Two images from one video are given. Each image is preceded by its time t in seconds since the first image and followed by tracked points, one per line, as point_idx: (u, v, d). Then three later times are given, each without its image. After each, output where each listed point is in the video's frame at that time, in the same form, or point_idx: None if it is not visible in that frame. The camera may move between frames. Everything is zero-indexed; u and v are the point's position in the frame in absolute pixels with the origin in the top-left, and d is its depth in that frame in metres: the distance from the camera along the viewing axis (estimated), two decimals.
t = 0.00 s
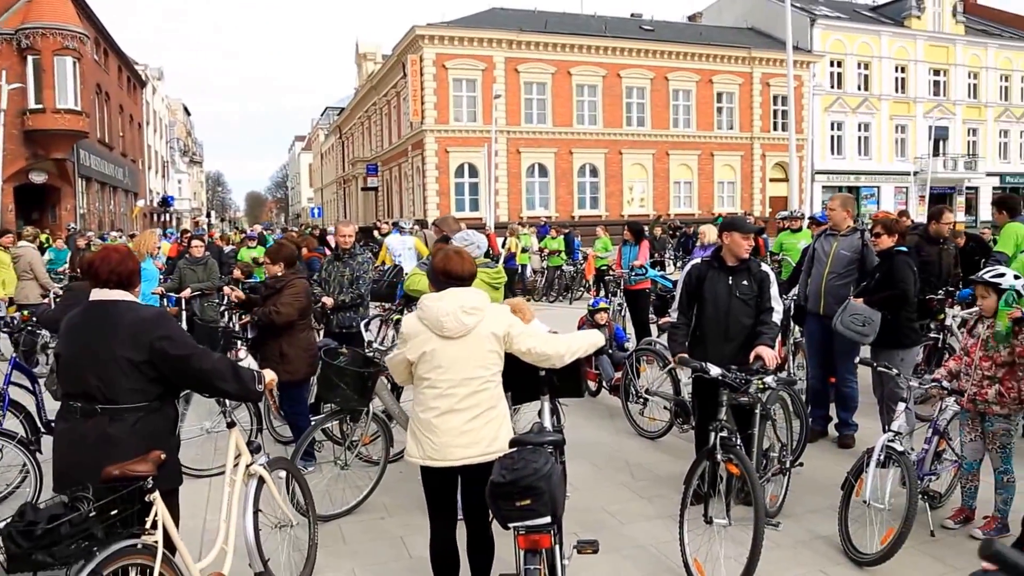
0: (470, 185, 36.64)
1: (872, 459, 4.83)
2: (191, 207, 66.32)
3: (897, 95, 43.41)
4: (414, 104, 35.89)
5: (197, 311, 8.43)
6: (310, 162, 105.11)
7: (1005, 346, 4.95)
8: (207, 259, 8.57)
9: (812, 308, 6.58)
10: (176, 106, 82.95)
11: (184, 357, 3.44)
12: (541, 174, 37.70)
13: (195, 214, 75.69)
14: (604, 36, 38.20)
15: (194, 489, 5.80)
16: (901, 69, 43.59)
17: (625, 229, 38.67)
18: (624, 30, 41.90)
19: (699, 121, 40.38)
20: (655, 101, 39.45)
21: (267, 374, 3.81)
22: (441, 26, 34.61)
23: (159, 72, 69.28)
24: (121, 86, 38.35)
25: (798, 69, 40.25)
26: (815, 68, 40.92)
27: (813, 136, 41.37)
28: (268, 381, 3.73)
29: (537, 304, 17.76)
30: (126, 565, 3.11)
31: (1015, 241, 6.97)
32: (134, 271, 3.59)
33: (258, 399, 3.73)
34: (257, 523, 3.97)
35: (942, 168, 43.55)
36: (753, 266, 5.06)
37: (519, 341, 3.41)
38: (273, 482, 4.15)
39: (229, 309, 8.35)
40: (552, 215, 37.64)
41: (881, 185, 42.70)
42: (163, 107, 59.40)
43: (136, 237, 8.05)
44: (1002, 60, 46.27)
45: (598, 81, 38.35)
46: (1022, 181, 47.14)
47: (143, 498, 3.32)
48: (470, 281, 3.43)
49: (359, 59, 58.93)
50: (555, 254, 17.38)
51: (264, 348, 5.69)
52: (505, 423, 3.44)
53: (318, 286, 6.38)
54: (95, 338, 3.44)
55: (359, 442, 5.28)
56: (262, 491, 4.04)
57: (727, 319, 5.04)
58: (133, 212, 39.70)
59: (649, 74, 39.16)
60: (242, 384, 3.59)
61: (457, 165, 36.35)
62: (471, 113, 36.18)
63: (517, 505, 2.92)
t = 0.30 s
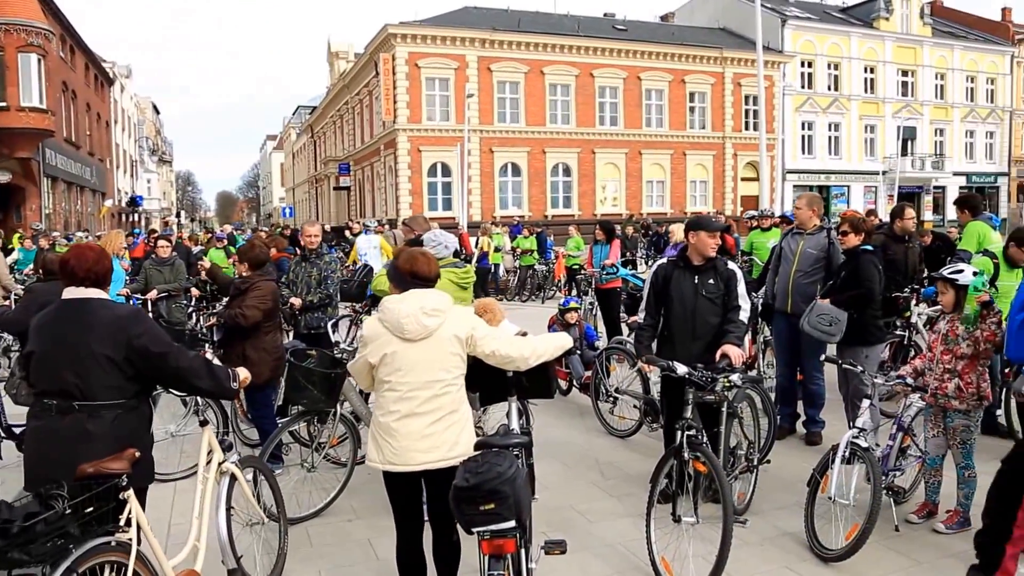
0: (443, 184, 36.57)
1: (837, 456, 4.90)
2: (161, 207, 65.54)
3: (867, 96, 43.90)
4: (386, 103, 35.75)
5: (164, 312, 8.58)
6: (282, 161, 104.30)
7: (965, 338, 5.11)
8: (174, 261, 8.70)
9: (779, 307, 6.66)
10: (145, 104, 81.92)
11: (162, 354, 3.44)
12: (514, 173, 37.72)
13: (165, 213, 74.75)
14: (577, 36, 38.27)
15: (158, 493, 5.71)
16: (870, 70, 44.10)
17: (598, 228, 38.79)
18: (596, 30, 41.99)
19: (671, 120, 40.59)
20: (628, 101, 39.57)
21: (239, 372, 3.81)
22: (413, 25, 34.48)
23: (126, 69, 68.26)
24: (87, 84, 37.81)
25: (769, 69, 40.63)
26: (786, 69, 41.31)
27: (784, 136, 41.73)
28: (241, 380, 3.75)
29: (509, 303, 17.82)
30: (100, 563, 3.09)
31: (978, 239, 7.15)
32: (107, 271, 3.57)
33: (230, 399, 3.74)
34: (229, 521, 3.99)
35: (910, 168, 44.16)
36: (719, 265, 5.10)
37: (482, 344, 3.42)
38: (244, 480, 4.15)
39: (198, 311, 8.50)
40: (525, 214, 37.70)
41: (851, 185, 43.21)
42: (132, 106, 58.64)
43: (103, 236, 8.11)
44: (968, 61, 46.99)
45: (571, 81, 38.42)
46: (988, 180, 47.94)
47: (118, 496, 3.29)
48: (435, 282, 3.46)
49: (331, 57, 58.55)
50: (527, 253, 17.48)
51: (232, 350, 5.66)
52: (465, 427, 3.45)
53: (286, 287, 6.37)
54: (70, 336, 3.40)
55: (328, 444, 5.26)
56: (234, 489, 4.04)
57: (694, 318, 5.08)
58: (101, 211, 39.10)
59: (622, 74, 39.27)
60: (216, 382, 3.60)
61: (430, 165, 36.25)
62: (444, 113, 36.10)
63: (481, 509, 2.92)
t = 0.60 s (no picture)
0: (415, 183, 36.49)
1: (801, 453, 4.96)
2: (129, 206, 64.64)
3: (837, 96, 44.40)
4: (358, 102, 35.57)
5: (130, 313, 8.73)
6: (254, 160, 103.48)
7: (928, 334, 5.21)
8: (139, 261, 8.93)
9: (746, 305, 6.75)
10: (112, 102, 80.79)
11: (129, 356, 3.41)
12: (487, 172, 37.73)
13: (134, 213, 73.70)
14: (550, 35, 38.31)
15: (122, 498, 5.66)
16: (840, 70, 44.58)
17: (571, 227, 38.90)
18: (568, 29, 42.04)
19: (644, 120, 40.77)
20: (600, 100, 39.67)
21: (207, 375, 3.79)
22: (385, 23, 34.30)
23: (93, 66, 67.24)
24: (52, 81, 37.14)
25: (739, 69, 40.98)
26: (757, 70, 41.67)
27: (756, 136, 42.07)
28: (210, 381, 3.73)
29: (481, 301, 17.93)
30: (67, 565, 3.04)
31: (942, 238, 7.25)
32: (73, 271, 3.52)
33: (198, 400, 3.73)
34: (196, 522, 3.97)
35: (879, 168, 44.76)
36: (685, 263, 5.16)
37: (440, 346, 3.42)
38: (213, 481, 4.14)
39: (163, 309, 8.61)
40: (498, 213, 37.74)
41: (821, 184, 43.76)
42: (98, 104, 57.80)
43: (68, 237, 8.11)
44: (934, 63, 47.72)
45: (544, 80, 38.46)
46: (955, 180, 48.73)
47: (84, 499, 3.28)
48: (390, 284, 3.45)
49: (302, 55, 58.13)
50: (499, 252, 17.65)
51: (196, 353, 5.62)
52: (426, 429, 3.47)
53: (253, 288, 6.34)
54: (35, 336, 3.33)
55: (295, 448, 5.22)
56: (203, 491, 4.03)
57: (660, 319, 5.11)
58: (67, 211, 38.45)
59: (594, 73, 39.36)
60: (184, 385, 3.58)
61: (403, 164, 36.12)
62: (416, 112, 36.01)
63: (443, 513, 2.93)
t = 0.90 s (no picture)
0: (388, 182, 36.36)
1: (768, 451, 5.00)
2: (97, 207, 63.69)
3: (807, 96, 44.86)
4: (329, 101, 35.33)
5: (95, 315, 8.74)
6: (224, 159, 102.48)
7: (893, 332, 5.28)
8: (105, 262, 9.01)
9: (714, 304, 6.79)
10: (78, 100, 79.51)
11: (91, 359, 3.37)
12: (460, 171, 37.68)
13: (103, 214, 72.65)
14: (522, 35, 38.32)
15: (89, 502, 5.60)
16: (809, 71, 45.04)
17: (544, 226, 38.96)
18: (540, 29, 42.04)
19: (616, 119, 40.92)
20: (573, 100, 39.77)
21: (172, 375, 3.75)
22: (356, 21, 34.11)
23: (58, 64, 66.15)
24: (16, 80, 36.48)
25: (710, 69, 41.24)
26: (727, 70, 41.97)
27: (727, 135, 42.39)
28: (176, 382, 3.70)
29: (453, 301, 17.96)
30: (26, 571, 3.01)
31: (907, 237, 7.35)
32: (33, 271, 3.45)
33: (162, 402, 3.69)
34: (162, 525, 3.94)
35: (848, 167, 45.29)
36: (652, 262, 5.19)
37: (402, 348, 3.42)
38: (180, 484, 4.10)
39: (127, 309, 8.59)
40: (471, 212, 37.72)
41: (791, 184, 44.23)
42: (64, 103, 56.89)
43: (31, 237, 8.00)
44: (901, 64, 48.40)
45: (516, 79, 38.52)
46: (922, 179, 49.45)
47: (44, 503, 3.26)
48: (350, 286, 3.45)
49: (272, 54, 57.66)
50: (471, 252, 17.71)
51: (162, 354, 5.57)
52: (390, 430, 3.48)
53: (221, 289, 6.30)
54: None
55: (264, 450, 5.19)
56: (170, 494, 3.99)
57: (627, 317, 5.14)
58: (33, 211, 37.80)
59: (566, 73, 39.44)
60: (149, 389, 3.55)
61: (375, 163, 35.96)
62: (388, 110, 35.87)
63: (405, 516, 2.93)
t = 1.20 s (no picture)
0: (360, 182, 36.19)
1: (736, 448, 5.04)
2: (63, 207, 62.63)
3: (777, 97, 45.31)
4: (300, 100, 35.07)
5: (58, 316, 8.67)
6: (194, 158, 101.36)
7: (858, 329, 5.35)
8: (67, 262, 8.96)
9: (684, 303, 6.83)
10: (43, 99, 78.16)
11: (46, 363, 3.31)
12: (432, 171, 37.59)
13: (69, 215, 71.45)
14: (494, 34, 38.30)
15: (54, 508, 5.54)
16: (780, 72, 45.50)
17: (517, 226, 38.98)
18: (511, 28, 42.01)
19: (588, 119, 41.05)
20: (545, 100, 39.86)
21: (134, 377, 3.69)
22: (326, 19, 33.91)
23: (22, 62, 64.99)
24: None
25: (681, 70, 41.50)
26: (699, 70, 42.25)
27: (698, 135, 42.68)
28: (137, 384, 3.64)
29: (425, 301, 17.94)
30: None
31: (873, 237, 7.40)
32: None
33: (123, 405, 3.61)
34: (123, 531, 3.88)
35: (818, 168, 45.79)
36: (621, 262, 5.23)
37: (364, 347, 3.41)
38: (144, 489, 4.04)
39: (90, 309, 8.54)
40: (444, 212, 37.65)
41: (762, 184, 44.65)
42: (28, 102, 55.88)
43: None
44: (869, 65, 49.05)
45: (488, 79, 38.51)
46: (890, 179, 50.14)
47: None
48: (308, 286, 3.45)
49: (242, 51, 57.13)
50: (443, 251, 17.70)
51: (127, 357, 5.51)
52: (354, 429, 3.47)
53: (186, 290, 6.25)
54: None
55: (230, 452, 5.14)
56: (133, 498, 3.93)
57: (596, 316, 5.17)
58: None
59: (538, 72, 39.50)
60: (108, 392, 3.48)
61: (347, 163, 35.78)
62: (360, 110, 35.72)
63: (367, 516, 2.92)
